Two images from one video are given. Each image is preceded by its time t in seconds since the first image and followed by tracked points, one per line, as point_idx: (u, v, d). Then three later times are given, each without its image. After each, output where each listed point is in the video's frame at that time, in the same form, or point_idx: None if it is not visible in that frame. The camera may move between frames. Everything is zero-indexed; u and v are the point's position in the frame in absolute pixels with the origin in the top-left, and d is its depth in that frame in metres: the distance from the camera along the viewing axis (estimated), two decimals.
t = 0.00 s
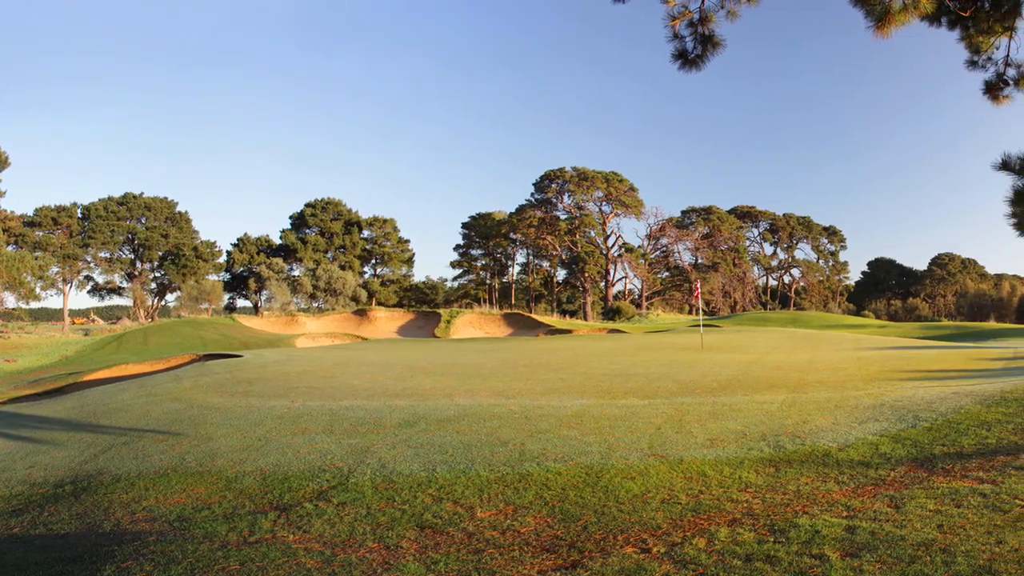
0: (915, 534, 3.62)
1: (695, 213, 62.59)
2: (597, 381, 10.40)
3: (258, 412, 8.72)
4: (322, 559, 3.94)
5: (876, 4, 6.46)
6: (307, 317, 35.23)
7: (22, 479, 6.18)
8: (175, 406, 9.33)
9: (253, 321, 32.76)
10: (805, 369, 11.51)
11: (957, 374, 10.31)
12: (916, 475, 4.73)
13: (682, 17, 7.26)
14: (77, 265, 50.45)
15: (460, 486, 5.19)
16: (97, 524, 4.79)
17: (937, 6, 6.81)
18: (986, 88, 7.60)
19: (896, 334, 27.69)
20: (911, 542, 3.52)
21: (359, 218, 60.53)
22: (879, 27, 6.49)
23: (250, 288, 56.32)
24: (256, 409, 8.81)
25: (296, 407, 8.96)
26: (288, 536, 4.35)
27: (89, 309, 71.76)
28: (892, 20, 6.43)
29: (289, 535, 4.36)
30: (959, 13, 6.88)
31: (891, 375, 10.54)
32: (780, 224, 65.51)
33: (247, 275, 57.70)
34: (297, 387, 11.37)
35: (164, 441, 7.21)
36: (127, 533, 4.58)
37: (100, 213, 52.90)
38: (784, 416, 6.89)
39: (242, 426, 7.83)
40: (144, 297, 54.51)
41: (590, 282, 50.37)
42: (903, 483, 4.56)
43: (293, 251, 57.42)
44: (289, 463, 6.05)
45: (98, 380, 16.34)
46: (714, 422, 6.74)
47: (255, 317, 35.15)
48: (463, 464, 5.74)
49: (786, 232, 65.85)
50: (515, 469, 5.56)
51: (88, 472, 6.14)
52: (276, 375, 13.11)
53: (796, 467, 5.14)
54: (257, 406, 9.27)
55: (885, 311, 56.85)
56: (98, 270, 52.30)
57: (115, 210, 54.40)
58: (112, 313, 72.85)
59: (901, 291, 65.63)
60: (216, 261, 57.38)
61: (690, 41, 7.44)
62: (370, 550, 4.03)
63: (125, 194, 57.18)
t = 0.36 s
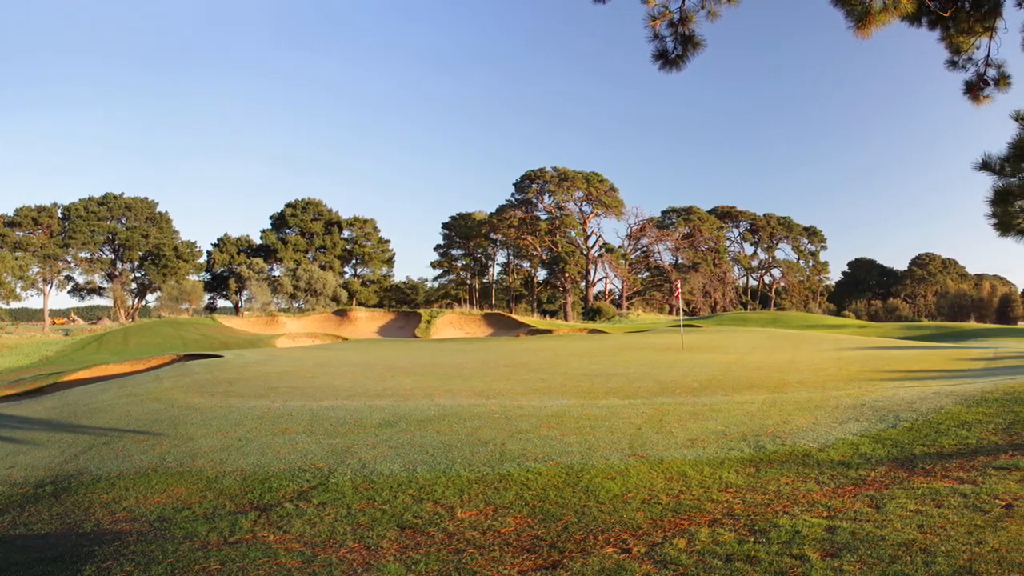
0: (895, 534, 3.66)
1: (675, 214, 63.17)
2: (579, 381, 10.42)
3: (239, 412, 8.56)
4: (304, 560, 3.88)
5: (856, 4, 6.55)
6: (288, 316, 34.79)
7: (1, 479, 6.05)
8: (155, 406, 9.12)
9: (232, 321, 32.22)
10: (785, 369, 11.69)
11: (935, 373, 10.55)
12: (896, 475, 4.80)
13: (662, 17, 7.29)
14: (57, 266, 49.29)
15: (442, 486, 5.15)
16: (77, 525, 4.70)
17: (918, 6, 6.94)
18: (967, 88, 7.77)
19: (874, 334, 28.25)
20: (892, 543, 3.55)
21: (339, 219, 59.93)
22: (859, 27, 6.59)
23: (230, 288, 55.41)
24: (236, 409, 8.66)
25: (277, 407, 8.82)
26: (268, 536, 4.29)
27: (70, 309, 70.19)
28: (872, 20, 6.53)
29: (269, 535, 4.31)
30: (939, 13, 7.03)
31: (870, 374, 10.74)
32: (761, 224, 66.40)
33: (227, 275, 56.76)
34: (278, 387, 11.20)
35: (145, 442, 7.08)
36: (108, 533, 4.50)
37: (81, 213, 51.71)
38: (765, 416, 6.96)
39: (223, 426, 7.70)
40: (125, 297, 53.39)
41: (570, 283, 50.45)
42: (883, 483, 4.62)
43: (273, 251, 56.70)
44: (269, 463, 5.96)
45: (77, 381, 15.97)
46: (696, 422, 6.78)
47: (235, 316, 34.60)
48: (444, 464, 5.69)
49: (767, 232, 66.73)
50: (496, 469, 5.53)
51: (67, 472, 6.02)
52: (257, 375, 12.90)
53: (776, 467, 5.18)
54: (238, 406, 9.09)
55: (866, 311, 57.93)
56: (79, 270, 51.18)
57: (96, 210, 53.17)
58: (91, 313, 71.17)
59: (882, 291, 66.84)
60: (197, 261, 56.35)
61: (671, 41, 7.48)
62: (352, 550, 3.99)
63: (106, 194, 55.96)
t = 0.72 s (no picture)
0: (877, 534, 3.69)
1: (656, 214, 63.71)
2: (557, 381, 10.43)
3: (219, 412, 8.39)
4: (283, 561, 3.82)
5: (837, 5, 6.63)
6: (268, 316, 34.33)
7: None
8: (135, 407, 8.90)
9: (212, 321, 31.66)
10: (764, 369, 11.86)
11: (913, 373, 10.76)
12: (877, 475, 4.86)
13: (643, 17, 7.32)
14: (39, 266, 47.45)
15: (423, 486, 5.09)
16: (57, 525, 4.62)
17: (900, 6, 7.05)
18: (947, 88, 7.93)
19: (852, 334, 28.72)
20: (872, 543, 3.59)
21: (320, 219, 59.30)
22: (840, 27, 6.67)
23: (210, 288, 54.50)
24: (215, 408, 8.49)
25: (258, 407, 8.67)
26: (248, 536, 4.24)
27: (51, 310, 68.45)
28: (853, 20, 6.61)
29: (250, 535, 4.24)
30: (920, 12, 7.14)
31: (851, 374, 10.92)
32: (741, 224, 67.23)
33: (207, 275, 55.84)
34: (259, 386, 11.01)
35: (126, 441, 6.94)
36: (87, 534, 4.40)
37: (61, 213, 50.37)
38: (744, 416, 7.02)
39: (202, 426, 7.54)
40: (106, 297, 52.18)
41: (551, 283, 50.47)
42: (865, 484, 4.68)
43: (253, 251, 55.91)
44: (250, 463, 5.85)
45: (59, 381, 15.64)
46: (675, 421, 6.81)
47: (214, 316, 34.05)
48: (424, 464, 5.62)
49: (747, 232, 67.55)
50: (475, 468, 5.50)
51: (46, 473, 5.87)
52: (238, 375, 12.67)
53: (757, 467, 5.22)
54: (218, 406, 8.91)
55: (846, 311, 58.98)
56: (59, 270, 49.79)
57: (76, 210, 51.86)
58: (72, 313, 69.40)
59: (862, 291, 68.08)
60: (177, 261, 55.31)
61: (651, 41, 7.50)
62: (332, 550, 3.93)
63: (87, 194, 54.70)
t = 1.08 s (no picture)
0: (857, 534, 3.74)
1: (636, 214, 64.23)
2: (540, 381, 10.44)
3: (199, 412, 8.21)
4: (264, 562, 3.74)
5: (817, 5, 6.71)
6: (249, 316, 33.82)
7: None
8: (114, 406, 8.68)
9: (191, 321, 31.04)
10: (744, 369, 12.00)
11: (890, 373, 11.00)
12: (856, 475, 4.92)
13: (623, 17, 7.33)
14: (18, 266, 45.78)
15: (404, 486, 5.03)
16: (37, 525, 4.48)
17: (880, 6, 7.19)
18: (928, 88, 8.09)
19: (830, 334, 29.20)
20: (854, 542, 3.62)
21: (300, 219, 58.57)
22: (820, 27, 6.75)
23: (191, 288, 53.57)
24: (194, 409, 8.31)
25: (239, 407, 8.51)
26: (230, 536, 4.15)
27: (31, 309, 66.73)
28: (833, 20, 6.70)
29: (231, 535, 4.16)
30: (900, 12, 7.30)
31: (831, 375, 11.10)
32: (721, 225, 68.00)
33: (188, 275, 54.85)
34: (241, 387, 10.81)
35: (105, 441, 6.76)
36: (66, 533, 4.28)
37: (42, 213, 48.98)
38: (724, 416, 7.09)
39: (182, 426, 7.38)
40: (86, 297, 50.74)
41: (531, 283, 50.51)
42: (844, 483, 4.74)
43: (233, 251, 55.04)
44: (231, 463, 5.72)
45: (38, 381, 15.27)
46: (655, 422, 6.85)
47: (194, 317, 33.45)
48: (405, 465, 5.56)
49: (727, 232, 68.34)
50: (457, 469, 5.45)
51: (24, 473, 5.70)
52: (219, 375, 12.43)
53: (737, 467, 5.26)
54: (198, 406, 8.73)
55: (827, 311, 60.03)
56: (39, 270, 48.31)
57: (57, 210, 50.38)
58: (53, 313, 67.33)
59: (842, 292, 69.25)
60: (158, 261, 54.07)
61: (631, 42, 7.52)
62: (312, 551, 3.86)
63: (66, 194, 53.23)
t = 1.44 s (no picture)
0: (837, 534, 3.77)
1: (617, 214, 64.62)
2: (522, 381, 10.43)
3: (179, 412, 8.04)
4: (245, 563, 3.65)
5: (798, 5, 6.79)
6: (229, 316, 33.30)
7: None
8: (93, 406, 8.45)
9: (173, 321, 30.41)
10: (723, 369, 12.14)
11: (871, 373, 11.22)
12: (837, 475, 4.98)
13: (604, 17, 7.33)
14: None
15: (385, 487, 4.95)
16: (14, 526, 4.34)
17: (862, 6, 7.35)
18: (908, 88, 8.25)
19: (809, 334, 29.65)
20: (834, 543, 3.66)
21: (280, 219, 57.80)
22: (801, 27, 6.84)
23: (171, 288, 52.44)
24: (173, 409, 8.13)
25: (220, 407, 8.36)
26: (210, 537, 4.05)
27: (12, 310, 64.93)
28: (813, 21, 6.79)
29: (211, 535, 4.06)
30: (881, 12, 7.45)
31: (811, 374, 11.26)
32: (702, 225, 68.74)
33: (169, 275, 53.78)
34: (222, 386, 10.62)
35: (86, 441, 6.57)
36: (45, 534, 4.14)
37: (22, 213, 48.09)
38: (705, 416, 7.14)
39: (164, 426, 7.22)
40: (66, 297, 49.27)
41: (512, 283, 50.52)
42: (825, 483, 4.79)
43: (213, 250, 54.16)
44: (212, 463, 5.60)
45: (12, 382, 14.85)
46: (636, 422, 6.88)
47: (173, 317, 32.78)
48: (385, 465, 5.48)
49: (707, 233, 69.10)
50: (438, 469, 5.39)
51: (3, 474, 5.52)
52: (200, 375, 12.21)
53: (718, 467, 5.29)
54: (179, 405, 8.54)
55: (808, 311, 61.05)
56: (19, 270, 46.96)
57: (38, 210, 49.33)
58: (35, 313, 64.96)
59: (823, 291, 70.41)
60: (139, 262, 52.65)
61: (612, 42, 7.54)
62: (292, 552, 3.78)
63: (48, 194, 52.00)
